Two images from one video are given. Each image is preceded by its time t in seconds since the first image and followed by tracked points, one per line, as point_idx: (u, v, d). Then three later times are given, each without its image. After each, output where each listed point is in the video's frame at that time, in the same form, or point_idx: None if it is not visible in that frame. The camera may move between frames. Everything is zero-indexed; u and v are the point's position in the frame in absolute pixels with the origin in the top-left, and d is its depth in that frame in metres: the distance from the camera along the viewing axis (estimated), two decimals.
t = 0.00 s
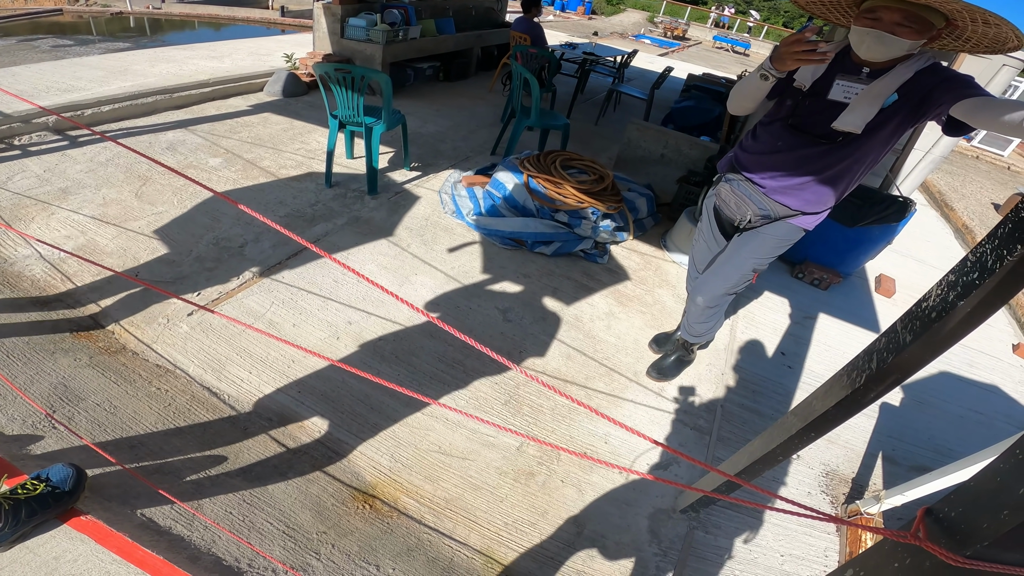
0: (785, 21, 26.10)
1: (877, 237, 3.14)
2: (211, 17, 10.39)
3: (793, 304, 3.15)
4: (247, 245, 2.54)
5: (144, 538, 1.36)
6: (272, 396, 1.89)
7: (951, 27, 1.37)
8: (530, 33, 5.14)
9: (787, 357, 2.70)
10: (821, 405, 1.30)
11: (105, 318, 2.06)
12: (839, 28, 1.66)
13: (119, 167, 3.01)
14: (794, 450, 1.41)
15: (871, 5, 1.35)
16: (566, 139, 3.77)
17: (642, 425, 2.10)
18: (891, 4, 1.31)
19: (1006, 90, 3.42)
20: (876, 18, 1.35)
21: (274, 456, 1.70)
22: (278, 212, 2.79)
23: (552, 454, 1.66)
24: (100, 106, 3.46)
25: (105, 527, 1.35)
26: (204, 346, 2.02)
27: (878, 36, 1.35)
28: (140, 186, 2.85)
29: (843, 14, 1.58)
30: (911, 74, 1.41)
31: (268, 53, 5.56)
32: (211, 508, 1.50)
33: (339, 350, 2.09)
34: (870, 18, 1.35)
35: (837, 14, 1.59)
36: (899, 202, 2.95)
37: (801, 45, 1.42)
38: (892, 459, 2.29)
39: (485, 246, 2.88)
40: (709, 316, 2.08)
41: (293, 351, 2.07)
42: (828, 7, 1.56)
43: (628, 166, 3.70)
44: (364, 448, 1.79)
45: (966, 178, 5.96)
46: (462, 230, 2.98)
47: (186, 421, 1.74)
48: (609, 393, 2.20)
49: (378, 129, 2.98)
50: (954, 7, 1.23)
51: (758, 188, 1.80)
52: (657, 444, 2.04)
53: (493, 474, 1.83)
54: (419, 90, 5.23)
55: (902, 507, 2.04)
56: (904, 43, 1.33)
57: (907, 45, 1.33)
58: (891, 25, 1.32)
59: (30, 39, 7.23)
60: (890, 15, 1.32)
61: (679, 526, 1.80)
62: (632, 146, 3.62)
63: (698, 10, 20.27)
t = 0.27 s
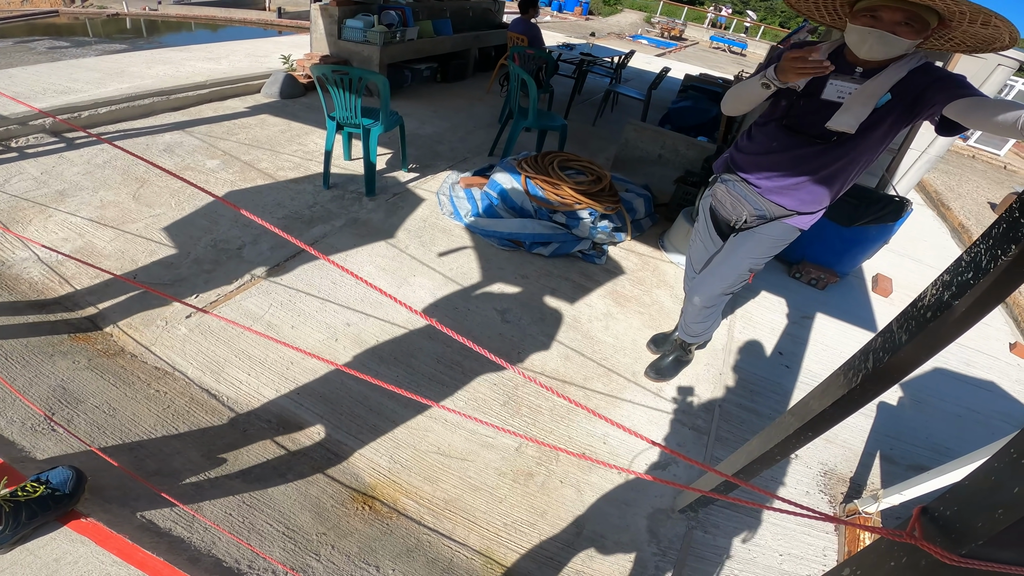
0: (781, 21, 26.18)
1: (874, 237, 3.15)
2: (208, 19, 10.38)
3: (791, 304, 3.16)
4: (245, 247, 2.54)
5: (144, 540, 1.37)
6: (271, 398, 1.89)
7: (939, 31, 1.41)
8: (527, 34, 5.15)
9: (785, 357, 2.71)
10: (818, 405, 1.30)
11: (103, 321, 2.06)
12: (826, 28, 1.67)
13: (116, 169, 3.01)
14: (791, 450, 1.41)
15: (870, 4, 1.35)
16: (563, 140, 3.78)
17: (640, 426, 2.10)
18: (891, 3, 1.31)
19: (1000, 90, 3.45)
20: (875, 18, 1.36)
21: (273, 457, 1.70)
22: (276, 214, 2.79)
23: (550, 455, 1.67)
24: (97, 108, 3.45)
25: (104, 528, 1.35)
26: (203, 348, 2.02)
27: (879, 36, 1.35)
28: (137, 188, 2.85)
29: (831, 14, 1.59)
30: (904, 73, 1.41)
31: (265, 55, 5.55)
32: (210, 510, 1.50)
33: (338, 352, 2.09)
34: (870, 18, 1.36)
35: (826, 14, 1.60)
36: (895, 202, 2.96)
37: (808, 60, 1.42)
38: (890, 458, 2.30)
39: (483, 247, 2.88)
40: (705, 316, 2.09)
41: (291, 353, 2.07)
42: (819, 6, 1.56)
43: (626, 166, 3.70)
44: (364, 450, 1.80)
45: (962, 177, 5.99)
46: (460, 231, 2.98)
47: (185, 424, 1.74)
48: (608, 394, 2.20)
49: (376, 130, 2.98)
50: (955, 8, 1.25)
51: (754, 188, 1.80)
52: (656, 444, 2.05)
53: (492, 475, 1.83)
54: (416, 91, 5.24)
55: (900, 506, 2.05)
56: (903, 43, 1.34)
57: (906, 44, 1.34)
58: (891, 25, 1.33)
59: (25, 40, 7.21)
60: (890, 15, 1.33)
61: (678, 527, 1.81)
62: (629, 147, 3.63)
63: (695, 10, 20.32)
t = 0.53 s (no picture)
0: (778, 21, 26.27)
1: (870, 236, 3.15)
2: (203, 20, 10.36)
3: (787, 304, 3.16)
4: (240, 250, 2.53)
5: (136, 545, 1.36)
6: (265, 401, 1.89)
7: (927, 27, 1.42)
8: (523, 35, 5.14)
9: (781, 358, 2.71)
10: (812, 407, 1.30)
11: (96, 324, 2.05)
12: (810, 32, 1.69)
13: (110, 171, 2.99)
14: (786, 452, 1.40)
15: None
16: (559, 141, 3.77)
17: (636, 427, 2.10)
18: None
19: (995, 89, 3.45)
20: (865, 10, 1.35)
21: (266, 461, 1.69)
22: (270, 216, 2.78)
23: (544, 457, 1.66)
24: (90, 110, 3.44)
25: (95, 531, 1.37)
26: (196, 351, 2.01)
27: (872, 27, 1.34)
28: (131, 191, 2.83)
29: (818, 14, 1.60)
30: (895, 69, 1.42)
31: (261, 56, 5.54)
32: (203, 513, 1.49)
33: (333, 355, 2.09)
34: (861, 10, 1.35)
35: (813, 14, 1.61)
36: (891, 202, 2.99)
37: (841, 84, 1.32)
38: (886, 458, 2.30)
39: (478, 249, 2.88)
40: (699, 317, 2.09)
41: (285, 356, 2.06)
42: (806, 5, 1.57)
43: (622, 167, 3.70)
44: (357, 452, 1.79)
45: (959, 176, 6.00)
46: (455, 232, 2.98)
47: (178, 427, 1.73)
48: (603, 396, 2.20)
49: (370, 132, 2.97)
50: None
51: (745, 188, 1.80)
52: (652, 446, 2.04)
53: (487, 477, 1.82)
54: (412, 92, 5.23)
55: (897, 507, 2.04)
56: (897, 35, 1.33)
57: (897, 37, 1.33)
58: (884, 16, 1.32)
59: (20, 42, 7.18)
60: (882, 7, 1.32)
61: (674, 528, 1.80)
62: (625, 147, 3.63)
63: (691, 11, 20.37)
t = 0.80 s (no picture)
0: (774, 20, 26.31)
1: (865, 236, 3.16)
2: (199, 22, 10.35)
3: (783, 305, 3.16)
4: (235, 253, 2.52)
5: (130, 550, 1.35)
6: (259, 405, 1.88)
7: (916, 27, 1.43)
8: (519, 36, 5.14)
9: (777, 359, 2.71)
10: (805, 410, 1.30)
11: (90, 329, 2.05)
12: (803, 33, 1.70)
13: (104, 175, 2.98)
14: (780, 455, 1.40)
15: None
16: (555, 142, 3.77)
17: (632, 429, 2.10)
18: None
19: (988, 89, 3.47)
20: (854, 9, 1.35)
21: (261, 465, 1.69)
22: (265, 220, 2.77)
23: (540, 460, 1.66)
24: (84, 113, 3.43)
25: (89, 536, 1.35)
26: (190, 355, 2.01)
27: (861, 25, 1.34)
28: (126, 195, 2.82)
29: (810, 16, 1.60)
30: (884, 69, 1.42)
31: (256, 58, 5.53)
32: (197, 517, 1.49)
33: (328, 358, 2.08)
34: (851, 9, 1.35)
35: (806, 16, 1.61)
36: (886, 201, 3.01)
37: (822, 80, 1.33)
38: (883, 459, 2.30)
39: (474, 251, 2.88)
40: (691, 318, 2.09)
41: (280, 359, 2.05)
42: (798, 6, 1.57)
43: (618, 168, 3.70)
44: (352, 456, 1.79)
45: (954, 175, 6.02)
46: (451, 234, 2.97)
47: (173, 432, 1.72)
48: (599, 398, 2.20)
49: (365, 134, 2.97)
50: None
51: (736, 188, 1.80)
52: (649, 448, 2.04)
53: (483, 480, 1.82)
54: (408, 94, 5.23)
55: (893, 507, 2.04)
56: (886, 33, 1.33)
57: (887, 35, 1.33)
58: (873, 15, 1.32)
59: (14, 45, 7.15)
60: (871, 6, 1.32)
61: (670, 531, 1.80)
62: (621, 148, 3.63)
63: (688, 11, 20.40)
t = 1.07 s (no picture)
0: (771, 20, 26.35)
1: (863, 237, 3.16)
2: (195, 24, 10.34)
3: (781, 305, 3.17)
4: (232, 257, 2.52)
5: (128, 556, 1.35)
6: (257, 410, 1.87)
7: (912, 26, 1.42)
8: (516, 37, 5.15)
9: (775, 360, 2.71)
10: (802, 413, 1.30)
11: (86, 334, 2.04)
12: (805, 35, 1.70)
13: (100, 178, 2.97)
14: (777, 459, 1.40)
15: None
16: (552, 143, 3.77)
17: (630, 431, 2.10)
18: None
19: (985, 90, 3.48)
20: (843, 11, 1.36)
21: (259, 469, 1.68)
22: (262, 223, 2.77)
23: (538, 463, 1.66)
24: (80, 117, 3.42)
25: (87, 542, 1.36)
26: (187, 360, 2.00)
27: (847, 28, 1.34)
28: (122, 199, 2.82)
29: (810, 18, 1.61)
30: (880, 70, 1.42)
31: (253, 60, 5.52)
32: (196, 522, 1.49)
33: (326, 362, 2.08)
34: (839, 12, 1.36)
35: (805, 19, 1.62)
36: (883, 202, 3.01)
37: (806, 78, 1.35)
38: (881, 460, 2.31)
39: (472, 253, 2.87)
40: (689, 320, 2.09)
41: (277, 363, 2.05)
42: (794, 9, 1.58)
43: (616, 169, 3.70)
44: (351, 460, 1.78)
45: (951, 175, 6.04)
46: (449, 237, 2.97)
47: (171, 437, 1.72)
48: (597, 400, 2.20)
49: (362, 137, 2.97)
50: None
51: (733, 190, 1.80)
52: (647, 451, 2.04)
53: (481, 484, 1.82)
54: (406, 95, 5.22)
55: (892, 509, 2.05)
56: (874, 35, 1.33)
57: (875, 36, 1.33)
58: (859, 17, 1.33)
59: (9, 47, 7.13)
60: (858, 8, 1.33)
61: (668, 533, 1.81)
62: (619, 149, 3.64)
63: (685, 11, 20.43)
